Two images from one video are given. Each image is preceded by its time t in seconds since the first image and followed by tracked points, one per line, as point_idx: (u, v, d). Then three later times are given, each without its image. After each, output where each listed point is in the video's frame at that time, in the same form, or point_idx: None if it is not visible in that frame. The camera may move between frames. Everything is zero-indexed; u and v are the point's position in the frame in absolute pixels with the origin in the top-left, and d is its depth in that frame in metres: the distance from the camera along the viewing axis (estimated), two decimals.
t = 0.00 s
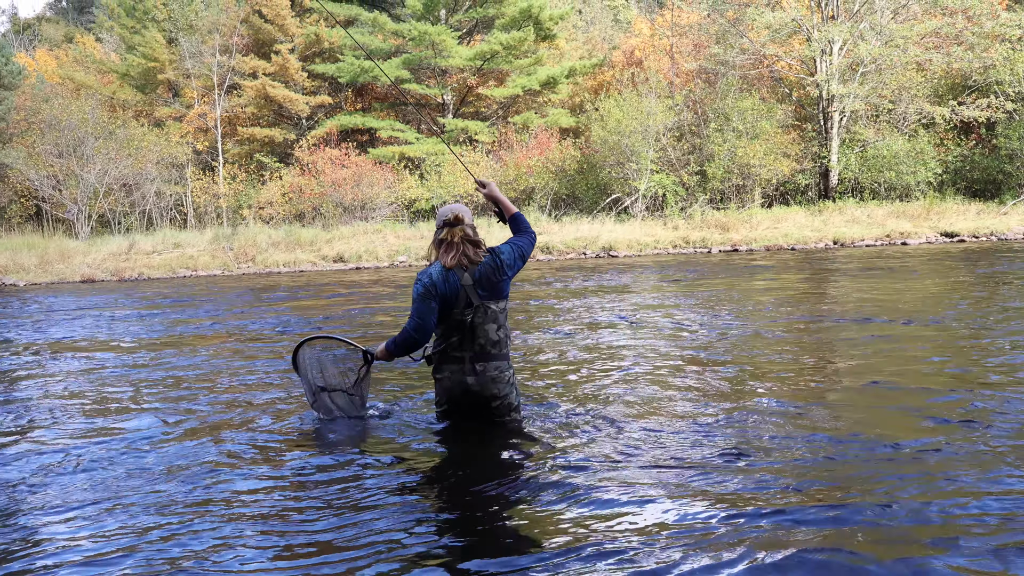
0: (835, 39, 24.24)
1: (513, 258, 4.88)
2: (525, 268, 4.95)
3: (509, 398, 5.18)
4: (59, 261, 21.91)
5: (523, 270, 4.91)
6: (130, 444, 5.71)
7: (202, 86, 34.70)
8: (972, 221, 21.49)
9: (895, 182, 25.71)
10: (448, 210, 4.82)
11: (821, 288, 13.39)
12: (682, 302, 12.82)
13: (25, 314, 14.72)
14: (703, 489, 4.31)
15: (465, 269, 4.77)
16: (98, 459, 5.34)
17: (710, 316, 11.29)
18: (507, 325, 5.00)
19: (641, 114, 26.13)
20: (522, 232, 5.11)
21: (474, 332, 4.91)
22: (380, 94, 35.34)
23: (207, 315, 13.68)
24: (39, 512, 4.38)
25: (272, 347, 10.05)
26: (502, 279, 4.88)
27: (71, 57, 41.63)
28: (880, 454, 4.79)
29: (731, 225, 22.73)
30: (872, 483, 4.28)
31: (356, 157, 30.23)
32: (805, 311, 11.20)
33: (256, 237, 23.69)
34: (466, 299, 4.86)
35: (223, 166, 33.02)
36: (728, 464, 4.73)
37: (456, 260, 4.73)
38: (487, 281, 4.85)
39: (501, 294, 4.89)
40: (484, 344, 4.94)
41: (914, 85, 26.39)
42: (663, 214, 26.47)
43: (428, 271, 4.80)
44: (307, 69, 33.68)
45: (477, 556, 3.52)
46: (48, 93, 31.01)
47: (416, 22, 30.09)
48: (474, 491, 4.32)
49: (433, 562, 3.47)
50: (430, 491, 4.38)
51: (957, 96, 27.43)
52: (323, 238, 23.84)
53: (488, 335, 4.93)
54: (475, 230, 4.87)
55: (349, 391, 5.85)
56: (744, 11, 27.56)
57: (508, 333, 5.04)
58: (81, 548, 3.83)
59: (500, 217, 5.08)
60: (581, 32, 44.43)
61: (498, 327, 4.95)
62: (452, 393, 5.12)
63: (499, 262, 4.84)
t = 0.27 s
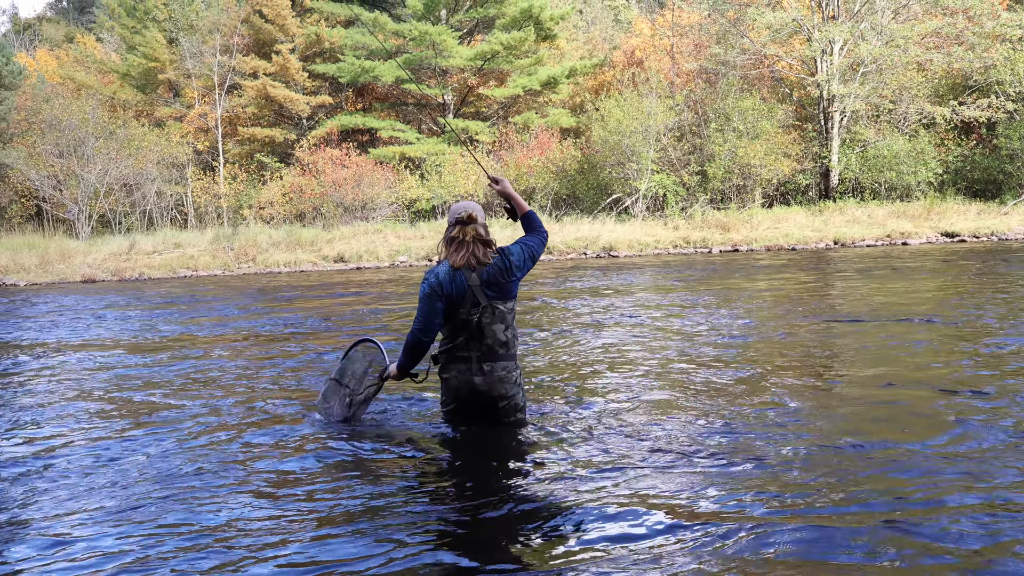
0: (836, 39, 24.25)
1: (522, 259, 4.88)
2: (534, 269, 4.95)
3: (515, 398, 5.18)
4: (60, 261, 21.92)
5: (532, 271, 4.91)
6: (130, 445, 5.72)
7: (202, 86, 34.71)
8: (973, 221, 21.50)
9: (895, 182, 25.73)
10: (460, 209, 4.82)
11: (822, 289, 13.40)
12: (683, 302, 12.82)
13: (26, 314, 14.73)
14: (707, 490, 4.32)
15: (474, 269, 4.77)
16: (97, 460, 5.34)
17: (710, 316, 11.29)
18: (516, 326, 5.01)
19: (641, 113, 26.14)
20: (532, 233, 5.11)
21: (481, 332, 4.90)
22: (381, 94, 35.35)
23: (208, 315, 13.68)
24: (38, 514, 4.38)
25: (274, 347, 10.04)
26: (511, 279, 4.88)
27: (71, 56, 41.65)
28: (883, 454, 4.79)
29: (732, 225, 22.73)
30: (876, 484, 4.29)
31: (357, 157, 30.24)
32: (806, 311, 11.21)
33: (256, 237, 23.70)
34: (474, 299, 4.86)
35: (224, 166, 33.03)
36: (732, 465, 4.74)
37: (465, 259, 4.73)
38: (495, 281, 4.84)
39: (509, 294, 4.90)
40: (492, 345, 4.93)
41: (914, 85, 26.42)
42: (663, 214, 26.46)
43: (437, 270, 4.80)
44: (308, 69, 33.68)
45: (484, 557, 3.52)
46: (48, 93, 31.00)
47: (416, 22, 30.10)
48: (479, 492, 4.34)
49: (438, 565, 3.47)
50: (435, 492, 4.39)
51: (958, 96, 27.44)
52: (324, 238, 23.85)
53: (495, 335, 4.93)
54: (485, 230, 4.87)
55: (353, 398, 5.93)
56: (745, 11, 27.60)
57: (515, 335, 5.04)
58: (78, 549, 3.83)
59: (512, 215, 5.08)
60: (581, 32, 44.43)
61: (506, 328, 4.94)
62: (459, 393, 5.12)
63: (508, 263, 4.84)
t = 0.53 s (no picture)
0: (837, 38, 24.23)
1: (528, 259, 4.88)
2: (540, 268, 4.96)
3: (519, 397, 5.18)
4: (60, 260, 21.92)
5: (537, 270, 4.92)
6: (126, 442, 5.69)
7: (203, 86, 34.72)
8: (974, 220, 21.47)
9: (897, 182, 25.71)
10: (466, 207, 4.81)
11: (822, 288, 13.39)
12: (684, 301, 12.81)
13: (26, 313, 14.72)
14: (709, 488, 4.33)
15: (479, 268, 4.77)
16: (93, 459, 5.31)
17: (710, 316, 11.27)
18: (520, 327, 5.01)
19: (642, 113, 26.14)
20: (538, 233, 5.11)
21: (485, 332, 4.90)
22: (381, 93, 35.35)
23: (209, 314, 13.69)
24: (37, 512, 4.36)
25: (275, 346, 10.04)
26: (516, 279, 4.88)
27: (72, 56, 41.68)
28: (887, 454, 4.77)
29: (732, 225, 22.69)
30: (880, 484, 4.27)
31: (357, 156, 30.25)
32: (807, 310, 11.20)
33: (257, 237, 23.70)
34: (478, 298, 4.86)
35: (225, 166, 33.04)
36: (733, 463, 4.75)
37: (470, 259, 4.73)
38: (499, 281, 4.84)
39: (513, 294, 4.90)
40: (496, 345, 4.93)
41: (915, 84, 26.41)
42: (664, 214, 26.44)
43: (442, 269, 4.80)
44: (309, 69, 33.68)
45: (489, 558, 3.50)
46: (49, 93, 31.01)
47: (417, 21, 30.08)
48: (481, 489, 4.35)
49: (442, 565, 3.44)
50: (438, 489, 4.40)
51: (959, 95, 27.41)
52: (325, 238, 23.85)
53: (500, 335, 4.93)
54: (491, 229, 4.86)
55: (365, 409, 5.97)
56: (745, 11, 27.60)
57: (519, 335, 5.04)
58: (73, 549, 3.79)
59: (518, 214, 5.07)
60: (582, 32, 44.42)
61: (510, 328, 4.95)
62: (464, 393, 5.10)
63: (513, 263, 4.84)
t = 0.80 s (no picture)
0: (838, 36, 24.21)
1: (529, 257, 4.90)
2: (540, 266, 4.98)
3: (519, 395, 5.21)
4: (62, 259, 21.94)
5: (538, 268, 4.94)
6: (126, 444, 5.69)
7: (204, 85, 34.74)
8: (975, 218, 21.45)
9: (898, 180, 25.71)
10: (466, 206, 4.81)
11: (824, 286, 13.42)
12: (686, 300, 12.84)
13: (29, 312, 14.75)
14: (710, 486, 4.36)
15: (480, 267, 4.78)
16: (96, 459, 5.33)
17: (711, 314, 11.30)
18: (521, 324, 5.03)
19: (642, 111, 26.14)
20: (537, 230, 5.12)
21: (486, 330, 4.91)
22: (382, 92, 35.36)
23: (212, 313, 13.71)
24: (43, 511, 4.40)
25: (276, 345, 10.04)
26: (516, 277, 4.89)
27: (73, 55, 41.71)
28: (889, 451, 4.78)
29: (734, 223, 22.70)
30: (884, 482, 4.28)
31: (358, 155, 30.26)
32: (809, 309, 11.22)
33: (258, 235, 23.71)
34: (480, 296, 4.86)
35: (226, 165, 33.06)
36: (734, 460, 4.77)
37: (472, 257, 4.74)
38: (500, 280, 4.86)
39: (514, 292, 4.92)
40: (498, 343, 4.94)
41: (916, 82, 26.39)
42: (665, 212, 26.44)
43: (443, 268, 4.80)
44: (309, 67, 33.69)
45: (497, 557, 3.51)
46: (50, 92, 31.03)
47: (418, 19, 30.07)
48: (483, 486, 4.37)
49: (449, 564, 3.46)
50: (438, 487, 4.43)
51: (960, 93, 27.39)
52: (326, 237, 23.86)
53: (501, 333, 4.94)
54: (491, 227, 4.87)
55: (379, 408, 6.00)
56: (746, 9, 27.61)
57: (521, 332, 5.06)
58: (74, 553, 3.78)
59: (519, 211, 5.08)
60: (583, 30, 44.42)
61: (511, 326, 4.96)
62: (465, 391, 5.11)
63: (514, 261, 4.85)
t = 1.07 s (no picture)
0: (839, 35, 24.19)
1: (527, 256, 4.89)
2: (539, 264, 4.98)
3: (519, 392, 5.23)
4: (63, 258, 21.94)
5: (537, 267, 4.94)
6: (125, 445, 5.68)
7: (204, 83, 34.72)
8: (976, 217, 21.45)
9: (899, 179, 25.71)
10: (464, 204, 4.81)
11: (825, 284, 13.42)
12: (687, 298, 12.83)
13: (29, 310, 14.74)
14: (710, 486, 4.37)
15: (478, 266, 4.78)
16: (98, 459, 5.34)
17: (712, 312, 11.29)
18: (520, 322, 5.03)
19: (643, 110, 26.12)
20: (536, 228, 5.12)
21: (486, 328, 4.91)
22: (383, 90, 35.35)
23: (212, 311, 13.70)
24: (45, 512, 4.40)
25: (277, 344, 10.03)
26: (515, 275, 4.89)
27: (74, 54, 41.69)
28: (890, 453, 4.76)
29: (734, 222, 22.68)
30: (883, 482, 4.28)
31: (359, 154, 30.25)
32: (809, 307, 11.22)
33: (259, 234, 23.71)
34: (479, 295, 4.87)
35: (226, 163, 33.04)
36: (734, 461, 4.78)
37: (470, 256, 4.74)
38: (499, 279, 4.86)
39: (512, 291, 4.92)
40: (497, 341, 4.95)
41: (917, 81, 26.35)
42: (666, 211, 26.44)
43: (441, 267, 4.80)
44: (310, 66, 33.67)
45: (499, 562, 3.49)
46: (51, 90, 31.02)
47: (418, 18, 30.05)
48: (482, 486, 4.38)
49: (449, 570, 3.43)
50: (438, 487, 4.44)
51: (961, 92, 27.36)
52: (327, 236, 23.86)
53: (500, 331, 4.94)
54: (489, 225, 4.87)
55: (390, 404, 5.90)
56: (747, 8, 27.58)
57: (520, 330, 5.06)
58: (67, 560, 3.74)
59: (518, 210, 5.07)
60: (584, 28, 44.40)
61: (510, 325, 4.96)
62: (465, 389, 5.12)
63: (513, 259, 4.85)
